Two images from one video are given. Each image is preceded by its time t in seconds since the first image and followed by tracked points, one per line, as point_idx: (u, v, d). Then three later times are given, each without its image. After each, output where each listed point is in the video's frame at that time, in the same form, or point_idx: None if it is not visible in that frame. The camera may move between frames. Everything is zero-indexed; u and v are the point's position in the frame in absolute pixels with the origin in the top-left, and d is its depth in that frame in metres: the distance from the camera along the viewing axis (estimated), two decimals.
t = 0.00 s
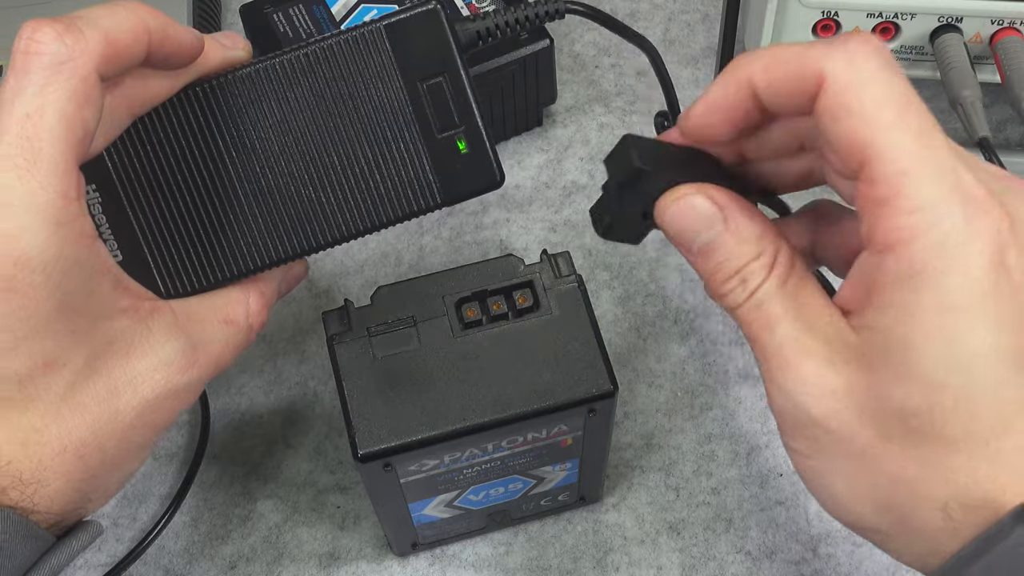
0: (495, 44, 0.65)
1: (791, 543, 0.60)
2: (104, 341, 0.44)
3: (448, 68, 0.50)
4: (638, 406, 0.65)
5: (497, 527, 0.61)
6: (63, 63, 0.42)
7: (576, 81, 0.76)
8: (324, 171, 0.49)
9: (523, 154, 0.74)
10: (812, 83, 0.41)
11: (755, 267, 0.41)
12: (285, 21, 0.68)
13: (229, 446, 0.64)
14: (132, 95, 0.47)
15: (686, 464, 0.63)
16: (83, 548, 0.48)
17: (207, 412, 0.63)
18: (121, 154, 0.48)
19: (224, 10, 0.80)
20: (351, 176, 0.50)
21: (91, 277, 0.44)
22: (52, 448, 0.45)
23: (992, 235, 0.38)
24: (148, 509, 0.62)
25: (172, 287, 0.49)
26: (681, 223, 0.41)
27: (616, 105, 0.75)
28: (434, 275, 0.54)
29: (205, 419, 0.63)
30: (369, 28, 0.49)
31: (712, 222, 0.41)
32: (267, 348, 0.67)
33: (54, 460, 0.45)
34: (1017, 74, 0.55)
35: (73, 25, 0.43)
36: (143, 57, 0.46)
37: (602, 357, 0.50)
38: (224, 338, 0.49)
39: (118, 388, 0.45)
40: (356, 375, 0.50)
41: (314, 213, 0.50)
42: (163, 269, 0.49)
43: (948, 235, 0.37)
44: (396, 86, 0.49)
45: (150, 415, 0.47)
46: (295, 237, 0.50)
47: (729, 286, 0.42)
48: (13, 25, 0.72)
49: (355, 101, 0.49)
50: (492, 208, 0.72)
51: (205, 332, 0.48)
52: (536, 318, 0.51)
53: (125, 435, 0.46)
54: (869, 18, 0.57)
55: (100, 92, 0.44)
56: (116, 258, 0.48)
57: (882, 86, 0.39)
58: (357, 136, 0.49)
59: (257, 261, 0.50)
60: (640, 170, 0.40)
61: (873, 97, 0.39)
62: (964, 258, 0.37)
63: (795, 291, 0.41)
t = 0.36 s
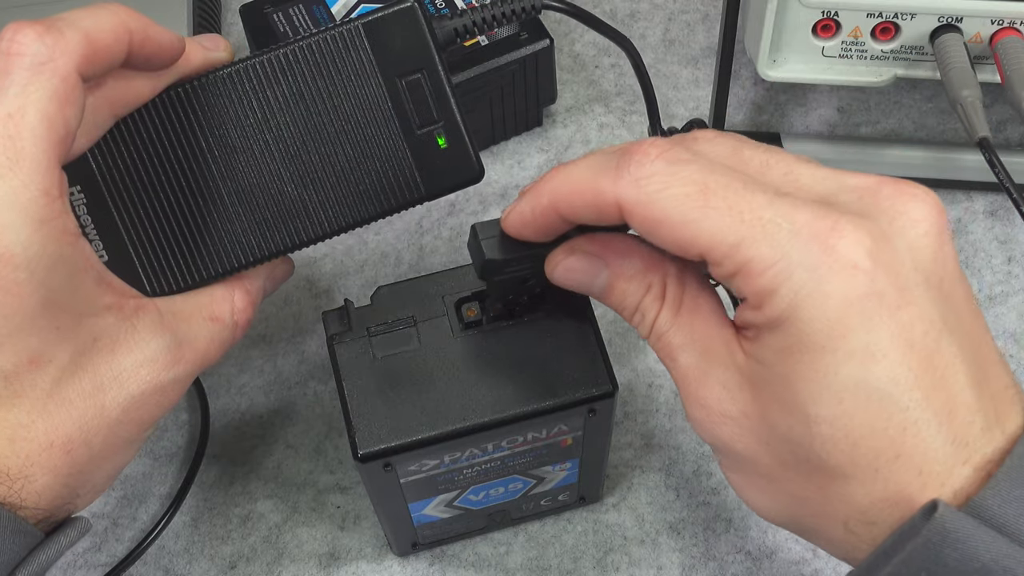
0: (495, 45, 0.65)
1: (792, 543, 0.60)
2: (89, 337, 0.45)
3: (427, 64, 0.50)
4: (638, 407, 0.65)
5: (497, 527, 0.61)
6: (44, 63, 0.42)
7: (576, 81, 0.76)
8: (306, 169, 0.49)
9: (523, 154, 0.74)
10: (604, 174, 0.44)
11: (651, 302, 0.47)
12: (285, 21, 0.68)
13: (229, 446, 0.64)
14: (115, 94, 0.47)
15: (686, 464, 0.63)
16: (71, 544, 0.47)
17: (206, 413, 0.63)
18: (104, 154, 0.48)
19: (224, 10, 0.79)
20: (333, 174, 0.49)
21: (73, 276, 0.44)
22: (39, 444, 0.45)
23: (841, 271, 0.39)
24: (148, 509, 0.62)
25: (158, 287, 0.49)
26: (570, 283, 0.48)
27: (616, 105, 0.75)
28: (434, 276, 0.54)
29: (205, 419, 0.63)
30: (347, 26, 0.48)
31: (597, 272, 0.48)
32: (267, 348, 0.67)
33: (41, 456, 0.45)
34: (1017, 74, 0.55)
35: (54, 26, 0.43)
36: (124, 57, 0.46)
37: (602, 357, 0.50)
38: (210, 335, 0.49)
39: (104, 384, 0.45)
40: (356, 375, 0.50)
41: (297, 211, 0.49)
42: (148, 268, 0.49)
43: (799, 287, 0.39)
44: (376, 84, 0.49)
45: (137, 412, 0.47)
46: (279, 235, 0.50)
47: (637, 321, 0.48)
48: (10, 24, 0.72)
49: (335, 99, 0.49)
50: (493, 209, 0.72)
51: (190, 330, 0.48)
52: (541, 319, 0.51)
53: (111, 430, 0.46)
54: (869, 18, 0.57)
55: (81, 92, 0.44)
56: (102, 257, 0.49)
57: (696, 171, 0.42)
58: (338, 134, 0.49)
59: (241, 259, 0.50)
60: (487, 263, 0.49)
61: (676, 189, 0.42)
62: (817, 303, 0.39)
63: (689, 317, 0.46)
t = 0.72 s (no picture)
0: (495, 45, 0.65)
1: (792, 543, 0.60)
2: (92, 336, 0.45)
3: (428, 65, 0.49)
4: (638, 407, 0.65)
5: (497, 527, 0.61)
6: (48, 63, 0.42)
7: (576, 81, 0.76)
8: (308, 169, 0.49)
9: (523, 154, 0.74)
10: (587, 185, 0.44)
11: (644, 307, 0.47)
12: (285, 21, 0.68)
13: (229, 446, 0.64)
14: (119, 96, 0.48)
15: (686, 464, 0.63)
16: (75, 541, 0.47)
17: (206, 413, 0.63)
18: (107, 155, 0.48)
19: (224, 10, 0.79)
20: (334, 174, 0.49)
21: (77, 275, 0.44)
22: (43, 441, 0.45)
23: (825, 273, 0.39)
24: (148, 509, 0.62)
25: (161, 286, 0.49)
26: (563, 293, 0.48)
27: (616, 105, 0.75)
28: (435, 275, 0.54)
29: (205, 419, 0.63)
30: (348, 27, 0.48)
31: (590, 280, 0.48)
32: (267, 348, 0.67)
33: (45, 452, 0.45)
34: (1017, 74, 0.55)
35: (58, 26, 0.43)
36: (127, 58, 0.46)
37: (602, 356, 0.50)
38: (212, 333, 0.49)
39: (108, 382, 0.46)
40: (356, 375, 0.50)
41: (298, 211, 0.49)
42: (151, 268, 0.49)
43: (785, 290, 0.40)
44: (377, 85, 0.49)
45: (138, 410, 0.47)
46: (281, 235, 0.50)
47: (630, 326, 0.49)
48: (11, 24, 0.72)
49: (336, 99, 0.49)
50: (492, 209, 0.72)
51: (192, 328, 0.49)
52: (542, 320, 0.51)
53: (113, 428, 0.46)
54: (869, 18, 0.57)
55: (85, 92, 0.44)
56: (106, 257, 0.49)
57: (678, 179, 0.42)
58: (340, 134, 0.49)
59: (244, 259, 0.50)
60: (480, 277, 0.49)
61: (658, 200, 0.41)
62: (804, 306, 0.39)
63: (681, 320, 0.46)
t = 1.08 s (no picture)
0: (495, 45, 0.65)
1: (792, 543, 0.60)
2: (86, 332, 0.45)
3: (419, 60, 0.49)
4: (638, 407, 0.65)
5: (497, 527, 0.61)
6: (41, 60, 0.42)
7: (576, 81, 0.76)
8: (300, 165, 0.49)
9: (523, 154, 0.74)
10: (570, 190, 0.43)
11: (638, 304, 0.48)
12: (285, 21, 0.68)
13: (229, 446, 0.64)
14: (110, 91, 0.48)
15: (686, 464, 0.63)
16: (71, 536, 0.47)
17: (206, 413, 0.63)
18: (101, 152, 0.48)
19: (224, 11, 0.79)
20: (327, 170, 0.49)
21: (72, 270, 0.44)
22: (38, 436, 0.45)
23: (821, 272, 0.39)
24: (148, 509, 0.62)
25: (156, 281, 0.49)
26: (556, 289, 0.48)
27: (616, 105, 0.75)
28: (435, 275, 0.54)
29: (205, 419, 0.63)
30: (340, 23, 0.48)
31: (583, 278, 0.48)
32: (267, 348, 0.67)
33: (40, 448, 0.45)
34: (1017, 74, 0.55)
35: (50, 24, 0.43)
36: (119, 56, 0.46)
37: (603, 356, 0.50)
38: (207, 329, 0.49)
39: (103, 376, 0.46)
40: (356, 374, 0.50)
41: (292, 206, 0.50)
42: (145, 264, 0.49)
43: (772, 288, 0.39)
44: (369, 81, 0.49)
45: (133, 405, 0.47)
46: (275, 230, 0.50)
47: (625, 321, 0.50)
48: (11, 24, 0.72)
49: (328, 95, 0.49)
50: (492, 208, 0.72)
51: (187, 324, 0.49)
52: (541, 319, 0.51)
53: (109, 423, 0.47)
54: (869, 18, 0.57)
55: (78, 89, 0.44)
56: (100, 253, 0.49)
57: (659, 185, 0.40)
58: (332, 130, 0.49)
59: (238, 254, 0.50)
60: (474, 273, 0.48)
61: (641, 205, 0.40)
62: (791, 303, 0.39)
63: (673, 316, 0.46)
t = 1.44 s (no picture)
0: (495, 45, 0.65)
1: (792, 543, 0.60)
2: (84, 330, 0.45)
3: (414, 59, 0.49)
4: (638, 407, 0.65)
5: (497, 527, 0.61)
6: (38, 60, 0.43)
7: (576, 81, 0.76)
8: (297, 165, 0.49)
9: (523, 154, 0.74)
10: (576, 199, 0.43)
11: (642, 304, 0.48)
12: (285, 21, 0.68)
13: (229, 445, 0.64)
14: (108, 93, 0.48)
15: (686, 464, 0.63)
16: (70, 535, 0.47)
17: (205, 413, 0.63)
18: (99, 153, 0.48)
19: (224, 11, 0.79)
20: (323, 169, 0.49)
21: (70, 269, 0.44)
22: (36, 434, 0.45)
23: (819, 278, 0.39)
24: (148, 509, 0.62)
25: (154, 281, 0.49)
26: (557, 293, 0.48)
27: (616, 105, 0.75)
28: (435, 274, 0.54)
29: (205, 419, 0.63)
30: (335, 23, 0.48)
31: (584, 281, 0.48)
32: (267, 348, 0.67)
33: (39, 446, 0.45)
34: (1017, 74, 0.55)
35: (46, 25, 0.43)
36: (116, 58, 0.46)
37: (603, 356, 0.50)
38: (205, 329, 0.49)
39: (100, 375, 0.46)
40: (356, 374, 0.50)
41: (288, 206, 0.50)
42: (143, 264, 0.49)
43: (775, 292, 0.39)
44: (364, 80, 0.49)
45: (131, 403, 0.47)
46: (272, 230, 0.50)
47: (626, 323, 0.50)
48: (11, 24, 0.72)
49: (324, 95, 0.49)
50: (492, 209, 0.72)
51: (185, 323, 0.49)
52: (541, 321, 0.51)
53: (107, 421, 0.46)
54: (869, 18, 0.57)
55: (74, 89, 0.44)
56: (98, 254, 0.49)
57: (663, 191, 0.41)
58: (328, 130, 0.49)
59: (235, 254, 0.50)
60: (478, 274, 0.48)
61: (644, 211, 0.40)
62: (794, 307, 0.39)
63: (674, 320, 0.47)
